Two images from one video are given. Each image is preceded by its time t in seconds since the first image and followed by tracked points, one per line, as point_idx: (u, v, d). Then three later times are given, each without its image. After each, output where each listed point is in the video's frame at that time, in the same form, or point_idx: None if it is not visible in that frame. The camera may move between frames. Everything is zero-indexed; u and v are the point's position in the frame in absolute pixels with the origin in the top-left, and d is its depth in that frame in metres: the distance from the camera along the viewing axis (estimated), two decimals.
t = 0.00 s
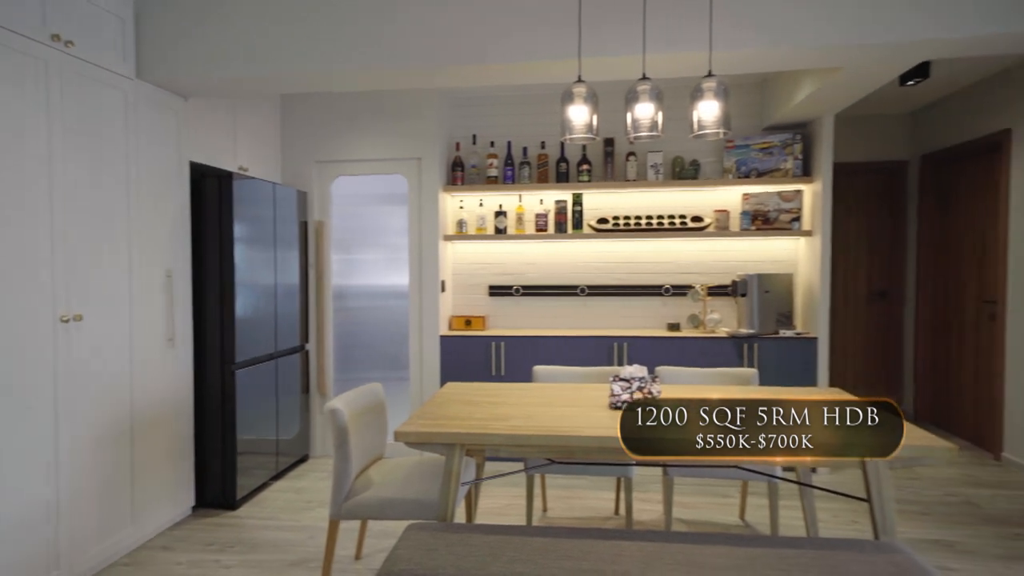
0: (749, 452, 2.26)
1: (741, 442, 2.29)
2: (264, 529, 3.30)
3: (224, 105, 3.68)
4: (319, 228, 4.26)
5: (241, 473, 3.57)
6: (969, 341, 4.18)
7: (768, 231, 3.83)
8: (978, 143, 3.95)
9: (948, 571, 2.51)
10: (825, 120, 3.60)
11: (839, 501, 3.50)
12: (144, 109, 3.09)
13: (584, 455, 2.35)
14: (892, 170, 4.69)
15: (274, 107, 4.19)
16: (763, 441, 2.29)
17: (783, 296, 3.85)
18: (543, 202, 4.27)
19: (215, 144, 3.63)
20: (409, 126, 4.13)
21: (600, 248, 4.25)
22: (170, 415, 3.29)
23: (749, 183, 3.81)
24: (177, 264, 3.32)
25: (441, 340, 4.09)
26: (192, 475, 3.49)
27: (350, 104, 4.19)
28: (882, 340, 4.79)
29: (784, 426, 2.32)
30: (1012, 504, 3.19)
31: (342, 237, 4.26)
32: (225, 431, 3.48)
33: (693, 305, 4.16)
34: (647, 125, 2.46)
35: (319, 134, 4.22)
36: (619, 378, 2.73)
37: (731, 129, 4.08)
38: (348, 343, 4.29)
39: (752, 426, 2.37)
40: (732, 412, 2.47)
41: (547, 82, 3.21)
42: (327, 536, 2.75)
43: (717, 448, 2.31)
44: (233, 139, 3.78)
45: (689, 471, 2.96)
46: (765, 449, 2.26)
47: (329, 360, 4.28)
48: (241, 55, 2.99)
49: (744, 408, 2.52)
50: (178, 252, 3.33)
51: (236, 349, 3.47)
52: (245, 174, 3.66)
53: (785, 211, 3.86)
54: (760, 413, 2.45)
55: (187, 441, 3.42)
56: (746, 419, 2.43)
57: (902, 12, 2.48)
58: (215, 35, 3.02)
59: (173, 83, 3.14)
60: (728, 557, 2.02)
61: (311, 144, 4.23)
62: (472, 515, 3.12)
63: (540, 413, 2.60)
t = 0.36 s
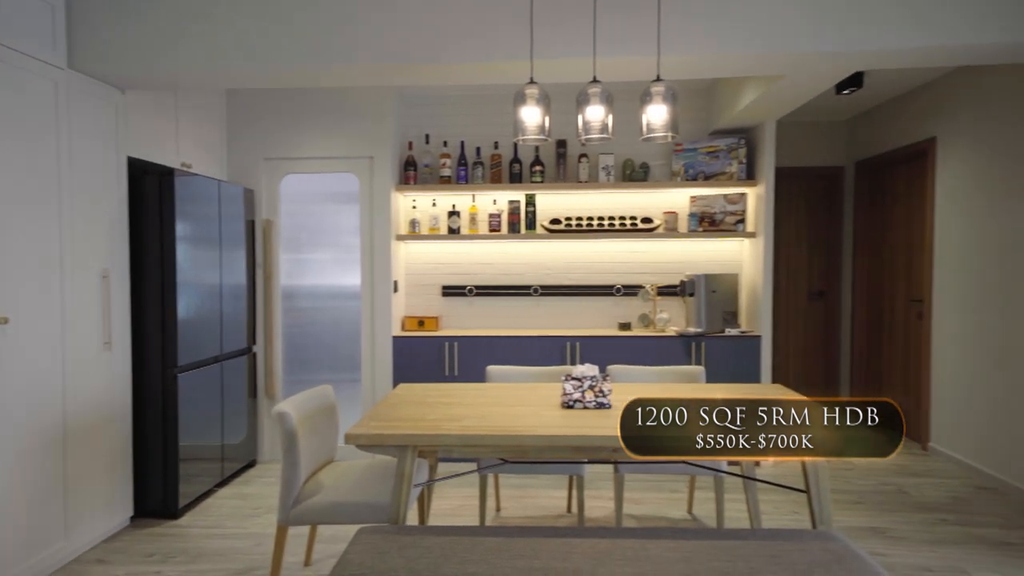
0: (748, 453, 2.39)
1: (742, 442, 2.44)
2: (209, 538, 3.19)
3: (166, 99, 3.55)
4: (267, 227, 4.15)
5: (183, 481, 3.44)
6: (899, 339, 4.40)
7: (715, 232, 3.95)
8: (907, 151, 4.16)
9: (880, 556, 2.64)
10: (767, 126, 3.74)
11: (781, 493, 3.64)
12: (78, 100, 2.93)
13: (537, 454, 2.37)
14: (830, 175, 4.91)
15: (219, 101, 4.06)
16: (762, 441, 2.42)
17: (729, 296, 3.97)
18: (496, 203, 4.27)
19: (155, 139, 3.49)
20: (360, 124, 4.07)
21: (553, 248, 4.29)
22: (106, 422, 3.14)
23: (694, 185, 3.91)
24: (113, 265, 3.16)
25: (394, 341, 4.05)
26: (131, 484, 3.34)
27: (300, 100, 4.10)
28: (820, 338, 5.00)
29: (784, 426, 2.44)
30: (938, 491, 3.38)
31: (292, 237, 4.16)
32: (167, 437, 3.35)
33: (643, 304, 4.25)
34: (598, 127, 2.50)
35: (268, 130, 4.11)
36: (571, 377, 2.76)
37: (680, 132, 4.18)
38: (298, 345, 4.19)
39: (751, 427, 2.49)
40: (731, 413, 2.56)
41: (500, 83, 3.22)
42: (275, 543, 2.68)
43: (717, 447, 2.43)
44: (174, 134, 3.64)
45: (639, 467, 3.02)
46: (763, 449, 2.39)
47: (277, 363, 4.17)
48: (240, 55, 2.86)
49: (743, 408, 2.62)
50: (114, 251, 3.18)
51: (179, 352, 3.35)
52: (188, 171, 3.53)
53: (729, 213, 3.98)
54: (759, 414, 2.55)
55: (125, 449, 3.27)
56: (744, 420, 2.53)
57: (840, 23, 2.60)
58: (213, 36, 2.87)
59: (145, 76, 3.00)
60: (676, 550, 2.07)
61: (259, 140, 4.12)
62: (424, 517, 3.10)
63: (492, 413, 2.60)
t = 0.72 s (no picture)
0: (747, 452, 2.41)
1: (742, 441, 2.45)
2: (151, 549, 3.07)
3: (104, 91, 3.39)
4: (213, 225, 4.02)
5: (124, 490, 3.29)
6: (839, 336, 4.60)
7: (666, 233, 4.04)
8: (845, 155, 4.35)
9: (820, 545, 2.75)
10: (716, 131, 3.86)
11: (729, 487, 3.75)
12: (6, 90, 2.76)
13: (491, 454, 2.38)
14: (775, 179, 5.09)
15: (161, 95, 3.91)
16: (762, 440, 2.43)
17: (680, 295, 4.06)
18: (451, 203, 4.26)
19: (92, 133, 3.33)
20: (312, 121, 3.99)
21: (509, 248, 4.30)
22: (38, 430, 2.97)
23: (645, 188, 3.99)
24: (46, 265, 3.00)
25: (348, 342, 3.99)
26: (66, 495, 3.18)
27: (249, 95, 3.99)
28: (766, 337, 5.17)
29: (783, 427, 2.49)
30: (874, 481, 3.55)
31: (240, 235, 4.05)
32: (107, 444, 3.20)
33: (597, 304, 4.31)
34: (552, 129, 2.52)
35: (215, 125, 3.98)
36: (526, 377, 2.77)
37: (632, 135, 4.26)
38: (247, 347, 4.08)
39: (753, 426, 2.50)
40: (733, 411, 2.57)
41: (454, 83, 3.21)
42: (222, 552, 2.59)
43: (718, 447, 2.46)
44: (114, 128, 3.48)
45: (592, 464, 3.06)
46: (764, 449, 2.40)
47: (225, 365, 4.05)
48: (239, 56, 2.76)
49: (744, 407, 2.60)
50: (47, 250, 3.01)
51: (118, 356, 3.20)
52: (128, 166, 3.38)
53: (679, 215, 4.08)
54: (761, 413, 2.54)
55: (60, 458, 3.10)
56: (746, 418, 2.54)
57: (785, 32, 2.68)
58: (213, 36, 2.75)
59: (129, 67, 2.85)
60: (627, 545, 2.11)
61: (205, 136, 3.98)
62: (378, 520, 3.06)
63: (446, 414, 2.60)
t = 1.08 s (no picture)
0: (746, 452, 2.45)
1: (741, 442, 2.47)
2: (85, 562, 2.93)
3: (34, 82, 3.21)
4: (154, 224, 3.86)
5: (56, 501, 3.13)
6: (781, 334, 4.77)
7: (617, 234, 4.11)
8: (787, 160, 4.52)
9: (763, 536, 2.85)
10: (665, 135, 3.97)
11: (678, 482, 3.84)
12: None
13: (443, 454, 2.35)
14: (722, 182, 5.24)
15: (97, 87, 3.73)
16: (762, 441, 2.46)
17: (631, 295, 4.13)
18: (404, 202, 4.23)
19: (22, 126, 3.15)
20: (260, 118, 3.88)
21: (463, 248, 4.29)
22: None
23: (597, 190, 4.05)
24: None
25: (298, 344, 3.90)
26: None
27: (192, 90, 3.85)
28: (713, 335, 5.32)
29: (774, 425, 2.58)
30: (814, 473, 3.70)
31: (183, 234, 3.90)
32: (36, 454, 3.03)
33: (550, 304, 4.35)
34: (505, 130, 2.52)
35: (155, 120, 3.83)
36: (478, 377, 2.78)
37: (584, 137, 4.31)
38: (190, 350, 3.93)
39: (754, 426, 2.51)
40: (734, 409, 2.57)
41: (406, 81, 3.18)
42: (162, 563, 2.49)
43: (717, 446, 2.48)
44: (44, 121, 3.30)
45: (544, 463, 3.08)
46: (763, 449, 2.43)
47: (167, 369, 3.90)
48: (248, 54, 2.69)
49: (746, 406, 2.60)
50: None
51: (50, 361, 3.03)
52: (62, 161, 3.21)
53: (630, 217, 4.16)
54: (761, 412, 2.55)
55: None
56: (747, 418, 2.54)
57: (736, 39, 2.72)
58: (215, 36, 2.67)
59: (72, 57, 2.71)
60: (578, 543, 2.13)
61: (145, 130, 3.82)
62: (328, 525, 3.00)
63: (398, 415, 2.57)
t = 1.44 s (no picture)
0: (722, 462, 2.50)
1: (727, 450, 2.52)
2: None
3: None
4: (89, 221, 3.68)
5: None
6: (726, 332, 4.92)
7: (569, 234, 4.15)
8: (731, 164, 4.66)
9: (709, 528, 2.94)
10: (615, 137, 4.04)
11: (629, 478, 3.91)
12: None
13: (394, 458, 2.31)
14: (670, 185, 5.37)
15: (24, 76, 3.52)
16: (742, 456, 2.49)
17: (583, 295, 4.18)
18: (355, 201, 4.16)
19: None
20: (204, 113, 3.75)
21: (416, 248, 4.26)
22: None
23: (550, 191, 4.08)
24: None
25: (244, 346, 3.79)
26: None
27: (130, 82, 3.69)
28: (663, 334, 5.44)
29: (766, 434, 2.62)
30: (758, 466, 3.83)
31: (120, 232, 3.73)
32: None
33: (504, 304, 4.36)
34: (456, 129, 2.51)
35: (89, 112, 3.65)
36: (431, 378, 2.76)
37: (536, 138, 4.33)
38: (128, 353, 3.76)
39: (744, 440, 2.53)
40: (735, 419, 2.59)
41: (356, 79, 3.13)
42: None
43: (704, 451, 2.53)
44: None
45: (497, 463, 3.09)
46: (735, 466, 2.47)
47: (102, 374, 3.72)
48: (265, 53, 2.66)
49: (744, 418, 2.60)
50: None
51: None
52: None
53: (582, 218, 4.21)
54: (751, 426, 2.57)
55: None
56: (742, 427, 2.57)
57: (683, 46, 2.79)
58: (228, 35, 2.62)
59: (20, 46, 2.56)
60: (530, 541, 2.14)
61: (79, 122, 3.64)
62: (276, 531, 2.92)
63: (347, 417, 2.53)
